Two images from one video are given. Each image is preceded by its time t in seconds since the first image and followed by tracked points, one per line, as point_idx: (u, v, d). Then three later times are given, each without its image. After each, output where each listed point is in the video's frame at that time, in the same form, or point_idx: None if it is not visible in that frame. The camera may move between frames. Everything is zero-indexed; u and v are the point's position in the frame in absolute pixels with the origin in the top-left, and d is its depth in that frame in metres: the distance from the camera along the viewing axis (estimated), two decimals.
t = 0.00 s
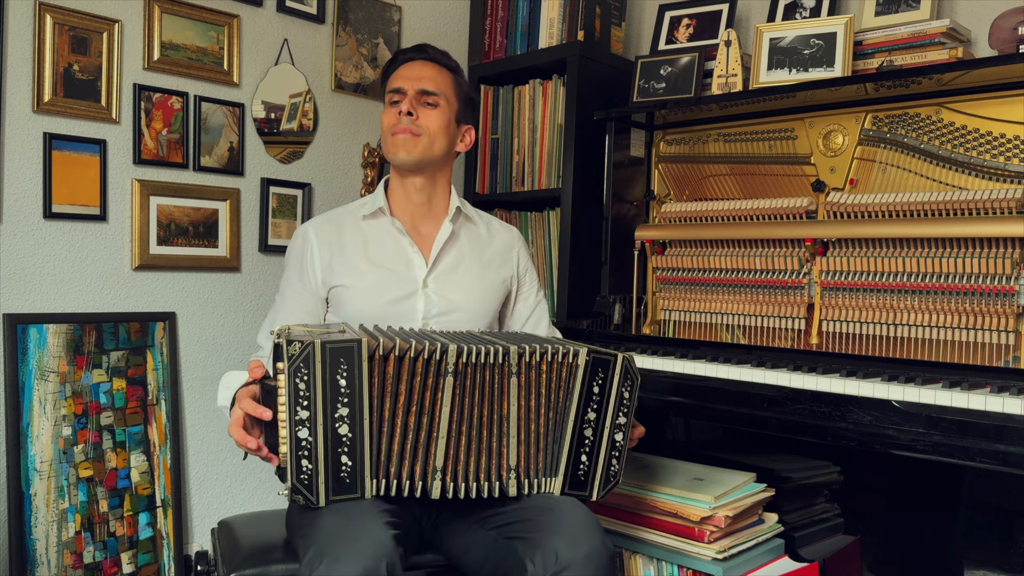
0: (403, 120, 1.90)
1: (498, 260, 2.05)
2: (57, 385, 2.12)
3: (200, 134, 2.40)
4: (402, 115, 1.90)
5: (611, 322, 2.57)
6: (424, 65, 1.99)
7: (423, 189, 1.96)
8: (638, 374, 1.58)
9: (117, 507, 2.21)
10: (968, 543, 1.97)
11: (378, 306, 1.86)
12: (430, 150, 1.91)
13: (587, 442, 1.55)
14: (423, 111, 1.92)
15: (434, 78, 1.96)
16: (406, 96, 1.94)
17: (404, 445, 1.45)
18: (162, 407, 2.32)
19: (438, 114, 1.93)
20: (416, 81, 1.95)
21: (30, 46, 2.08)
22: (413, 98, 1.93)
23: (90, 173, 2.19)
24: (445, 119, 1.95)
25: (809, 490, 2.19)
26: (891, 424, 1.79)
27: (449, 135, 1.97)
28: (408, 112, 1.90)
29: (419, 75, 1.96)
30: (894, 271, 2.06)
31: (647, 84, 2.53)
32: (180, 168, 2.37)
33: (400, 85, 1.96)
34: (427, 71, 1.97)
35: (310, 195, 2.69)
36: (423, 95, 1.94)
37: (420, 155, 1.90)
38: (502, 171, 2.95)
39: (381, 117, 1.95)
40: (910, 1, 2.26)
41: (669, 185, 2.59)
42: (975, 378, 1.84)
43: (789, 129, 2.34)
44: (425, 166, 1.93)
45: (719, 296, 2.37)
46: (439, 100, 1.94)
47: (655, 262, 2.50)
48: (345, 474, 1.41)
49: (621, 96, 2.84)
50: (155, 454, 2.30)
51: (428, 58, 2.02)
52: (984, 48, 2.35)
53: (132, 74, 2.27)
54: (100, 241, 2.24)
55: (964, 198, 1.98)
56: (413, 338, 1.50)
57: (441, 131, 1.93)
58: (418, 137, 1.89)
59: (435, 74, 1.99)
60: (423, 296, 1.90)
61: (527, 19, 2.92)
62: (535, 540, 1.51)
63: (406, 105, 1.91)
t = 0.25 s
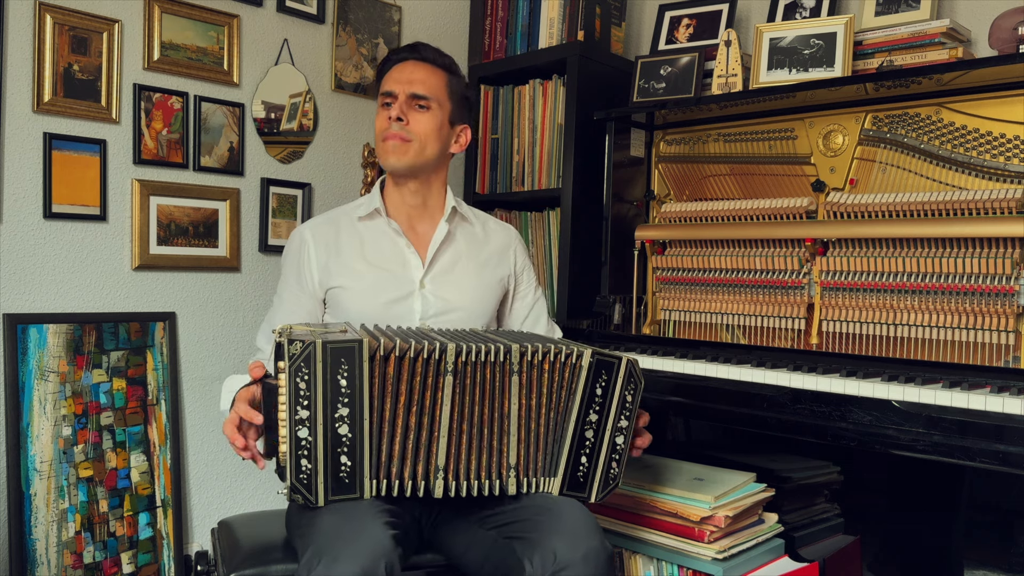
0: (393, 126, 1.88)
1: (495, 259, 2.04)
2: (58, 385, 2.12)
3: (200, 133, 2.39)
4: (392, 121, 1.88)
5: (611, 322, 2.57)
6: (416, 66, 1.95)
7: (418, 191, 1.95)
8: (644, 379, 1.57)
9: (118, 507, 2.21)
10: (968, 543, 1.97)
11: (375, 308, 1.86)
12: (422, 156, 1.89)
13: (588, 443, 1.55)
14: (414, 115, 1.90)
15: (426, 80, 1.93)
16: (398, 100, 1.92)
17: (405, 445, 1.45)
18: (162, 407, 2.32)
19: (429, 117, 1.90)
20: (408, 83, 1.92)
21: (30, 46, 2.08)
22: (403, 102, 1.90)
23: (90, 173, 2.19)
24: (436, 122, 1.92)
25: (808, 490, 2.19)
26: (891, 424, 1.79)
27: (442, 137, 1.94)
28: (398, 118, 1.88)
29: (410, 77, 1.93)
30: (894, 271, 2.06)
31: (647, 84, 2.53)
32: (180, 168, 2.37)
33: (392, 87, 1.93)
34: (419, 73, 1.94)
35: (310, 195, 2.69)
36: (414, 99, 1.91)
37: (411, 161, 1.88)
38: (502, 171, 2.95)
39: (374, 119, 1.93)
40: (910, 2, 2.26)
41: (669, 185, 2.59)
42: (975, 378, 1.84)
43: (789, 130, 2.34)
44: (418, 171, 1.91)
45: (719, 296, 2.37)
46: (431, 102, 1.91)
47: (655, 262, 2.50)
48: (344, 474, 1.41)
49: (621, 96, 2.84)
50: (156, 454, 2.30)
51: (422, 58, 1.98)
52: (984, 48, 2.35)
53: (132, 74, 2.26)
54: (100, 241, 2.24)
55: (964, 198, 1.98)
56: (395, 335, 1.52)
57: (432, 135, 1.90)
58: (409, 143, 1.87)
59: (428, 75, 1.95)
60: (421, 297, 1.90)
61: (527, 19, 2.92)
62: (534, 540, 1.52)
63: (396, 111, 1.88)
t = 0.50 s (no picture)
0: (399, 134, 1.86)
1: (495, 262, 2.04)
2: (58, 385, 2.12)
3: (200, 133, 2.40)
4: (398, 128, 1.86)
5: (611, 322, 2.57)
6: (427, 71, 1.93)
7: (419, 195, 1.94)
8: (640, 378, 1.59)
9: (118, 507, 2.21)
10: (968, 543, 1.97)
11: (374, 310, 1.86)
12: (426, 165, 1.87)
13: (584, 443, 1.55)
14: (421, 123, 1.88)
15: (436, 87, 1.91)
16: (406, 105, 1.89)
17: (405, 441, 1.45)
18: (162, 406, 2.32)
19: (436, 127, 1.89)
20: (418, 89, 1.89)
21: (30, 46, 2.08)
22: (411, 108, 1.88)
23: (90, 173, 2.19)
24: (444, 132, 1.90)
25: (809, 490, 2.19)
26: (891, 424, 1.79)
27: (448, 146, 1.93)
28: (405, 126, 1.85)
29: (421, 83, 1.91)
30: (894, 271, 2.06)
31: (647, 84, 2.53)
32: (180, 168, 2.37)
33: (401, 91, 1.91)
34: (429, 79, 1.92)
35: (310, 195, 2.69)
36: (422, 105, 1.89)
37: (416, 170, 1.86)
38: (502, 172, 2.95)
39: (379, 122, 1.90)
40: (910, 1, 2.26)
41: (669, 185, 2.59)
42: (975, 378, 1.84)
43: (789, 129, 2.34)
44: (421, 180, 1.90)
45: (719, 296, 2.37)
46: (439, 111, 1.89)
47: (655, 262, 2.50)
48: (344, 473, 1.40)
49: (621, 96, 2.84)
50: (156, 454, 2.30)
51: (435, 62, 1.95)
52: (984, 48, 2.35)
53: (132, 74, 2.27)
54: (100, 241, 2.24)
55: (964, 198, 1.98)
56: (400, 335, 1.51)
57: (438, 145, 1.89)
58: (413, 152, 1.86)
59: (438, 81, 1.92)
60: (419, 300, 1.90)
61: (527, 19, 2.92)
62: (536, 540, 1.51)
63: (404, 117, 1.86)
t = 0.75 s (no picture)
0: (401, 142, 1.81)
1: (500, 267, 2.03)
2: (58, 385, 2.12)
3: (200, 133, 2.40)
4: (400, 136, 1.81)
5: (611, 321, 2.56)
6: (432, 73, 1.86)
7: (423, 202, 1.91)
8: (637, 372, 1.58)
9: (118, 507, 2.21)
10: (968, 543, 1.97)
11: (376, 318, 1.86)
12: (427, 175, 1.83)
13: (586, 443, 1.55)
14: (425, 130, 1.83)
15: (442, 91, 1.85)
16: (409, 111, 1.84)
17: (404, 452, 1.44)
18: (162, 407, 2.32)
19: (440, 134, 1.84)
20: (422, 94, 1.84)
21: (30, 46, 2.08)
22: (414, 114, 1.83)
23: (90, 173, 2.19)
24: (449, 138, 1.85)
25: (809, 490, 2.19)
26: (891, 424, 1.79)
27: (451, 152, 1.88)
28: (407, 134, 1.80)
29: (425, 86, 1.85)
30: (894, 271, 2.06)
31: (647, 84, 2.53)
32: (180, 168, 2.37)
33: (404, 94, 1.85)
34: (434, 82, 1.86)
35: (310, 195, 2.69)
36: (426, 111, 1.84)
37: (418, 180, 1.82)
38: (502, 171, 2.95)
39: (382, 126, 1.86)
40: (910, 1, 2.26)
41: (669, 185, 2.59)
42: (975, 378, 1.84)
43: (789, 129, 2.34)
44: (424, 188, 1.86)
45: (719, 296, 2.37)
46: (443, 117, 1.84)
47: (655, 262, 2.50)
48: (339, 475, 1.40)
49: (621, 96, 2.84)
50: (156, 454, 2.30)
51: (439, 63, 1.88)
52: (984, 48, 2.35)
53: (132, 74, 2.26)
54: (100, 241, 2.24)
55: (964, 198, 1.98)
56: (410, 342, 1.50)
57: (442, 153, 1.84)
58: (415, 161, 1.81)
59: (442, 86, 1.86)
60: (422, 309, 1.89)
61: (526, 19, 2.92)
62: (541, 540, 1.52)
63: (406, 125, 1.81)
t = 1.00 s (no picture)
0: (391, 161, 1.69)
1: (500, 272, 2.01)
2: (58, 385, 2.12)
3: (200, 133, 2.39)
4: (390, 155, 1.69)
5: (611, 322, 2.56)
6: (424, 85, 1.74)
7: (417, 214, 1.84)
8: (639, 374, 1.58)
9: (118, 507, 2.21)
10: (968, 543, 1.97)
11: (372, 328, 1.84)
12: (419, 194, 1.73)
13: (590, 443, 1.55)
14: (415, 146, 1.71)
15: (433, 105, 1.72)
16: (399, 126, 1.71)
17: (404, 458, 1.44)
18: (162, 407, 2.32)
19: (432, 151, 1.72)
20: (413, 108, 1.71)
21: (29, 46, 2.08)
22: (405, 130, 1.70)
23: (90, 173, 2.19)
24: (441, 155, 1.73)
25: (809, 490, 2.19)
26: (891, 424, 1.79)
27: (445, 168, 1.77)
28: (397, 154, 1.69)
29: (416, 99, 1.72)
30: (894, 271, 2.06)
31: (647, 84, 2.53)
32: (180, 168, 2.37)
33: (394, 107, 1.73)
34: (426, 95, 1.73)
35: (310, 195, 2.69)
36: (417, 126, 1.71)
37: (409, 201, 1.72)
38: (502, 171, 2.95)
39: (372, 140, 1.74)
40: (910, 2, 2.26)
41: (669, 185, 2.59)
42: (975, 378, 1.84)
43: (789, 129, 2.34)
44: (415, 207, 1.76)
45: (719, 296, 2.37)
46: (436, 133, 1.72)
47: (655, 262, 2.50)
48: (341, 476, 1.40)
49: (621, 96, 2.84)
50: (156, 454, 2.30)
51: (430, 73, 1.75)
52: (984, 48, 2.35)
53: (132, 74, 2.26)
54: (100, 240, 2.24)
55: (964, 198, 1.98)
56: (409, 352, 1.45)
57: (434, 170, 1.73)
58: (406, 182, 1.70)
59: (435, 98, 1.73)
60: (420, 319, 1.87)
61: (526, 19, 2.92)
62: (542, 540, 1.53)
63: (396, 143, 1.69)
